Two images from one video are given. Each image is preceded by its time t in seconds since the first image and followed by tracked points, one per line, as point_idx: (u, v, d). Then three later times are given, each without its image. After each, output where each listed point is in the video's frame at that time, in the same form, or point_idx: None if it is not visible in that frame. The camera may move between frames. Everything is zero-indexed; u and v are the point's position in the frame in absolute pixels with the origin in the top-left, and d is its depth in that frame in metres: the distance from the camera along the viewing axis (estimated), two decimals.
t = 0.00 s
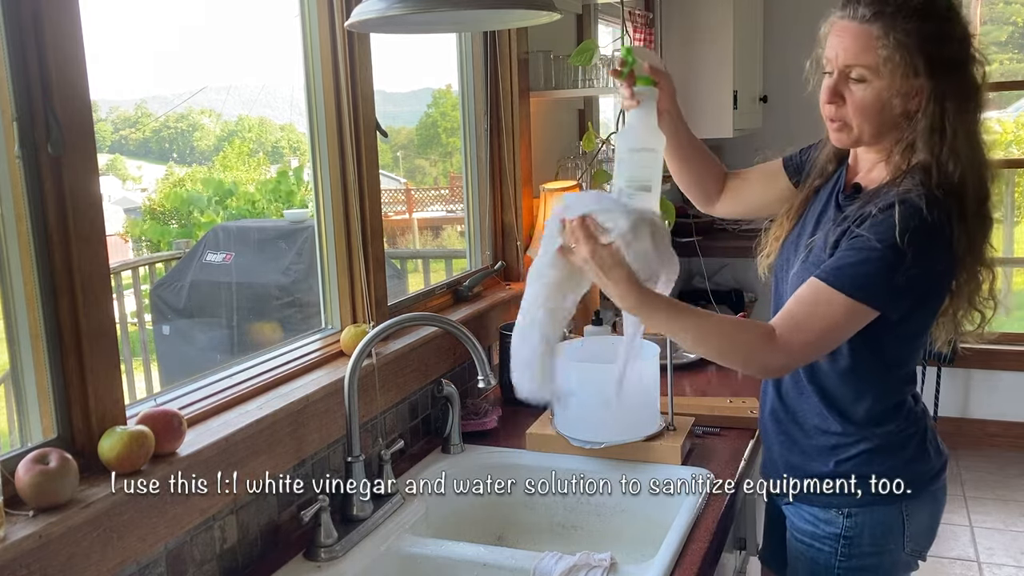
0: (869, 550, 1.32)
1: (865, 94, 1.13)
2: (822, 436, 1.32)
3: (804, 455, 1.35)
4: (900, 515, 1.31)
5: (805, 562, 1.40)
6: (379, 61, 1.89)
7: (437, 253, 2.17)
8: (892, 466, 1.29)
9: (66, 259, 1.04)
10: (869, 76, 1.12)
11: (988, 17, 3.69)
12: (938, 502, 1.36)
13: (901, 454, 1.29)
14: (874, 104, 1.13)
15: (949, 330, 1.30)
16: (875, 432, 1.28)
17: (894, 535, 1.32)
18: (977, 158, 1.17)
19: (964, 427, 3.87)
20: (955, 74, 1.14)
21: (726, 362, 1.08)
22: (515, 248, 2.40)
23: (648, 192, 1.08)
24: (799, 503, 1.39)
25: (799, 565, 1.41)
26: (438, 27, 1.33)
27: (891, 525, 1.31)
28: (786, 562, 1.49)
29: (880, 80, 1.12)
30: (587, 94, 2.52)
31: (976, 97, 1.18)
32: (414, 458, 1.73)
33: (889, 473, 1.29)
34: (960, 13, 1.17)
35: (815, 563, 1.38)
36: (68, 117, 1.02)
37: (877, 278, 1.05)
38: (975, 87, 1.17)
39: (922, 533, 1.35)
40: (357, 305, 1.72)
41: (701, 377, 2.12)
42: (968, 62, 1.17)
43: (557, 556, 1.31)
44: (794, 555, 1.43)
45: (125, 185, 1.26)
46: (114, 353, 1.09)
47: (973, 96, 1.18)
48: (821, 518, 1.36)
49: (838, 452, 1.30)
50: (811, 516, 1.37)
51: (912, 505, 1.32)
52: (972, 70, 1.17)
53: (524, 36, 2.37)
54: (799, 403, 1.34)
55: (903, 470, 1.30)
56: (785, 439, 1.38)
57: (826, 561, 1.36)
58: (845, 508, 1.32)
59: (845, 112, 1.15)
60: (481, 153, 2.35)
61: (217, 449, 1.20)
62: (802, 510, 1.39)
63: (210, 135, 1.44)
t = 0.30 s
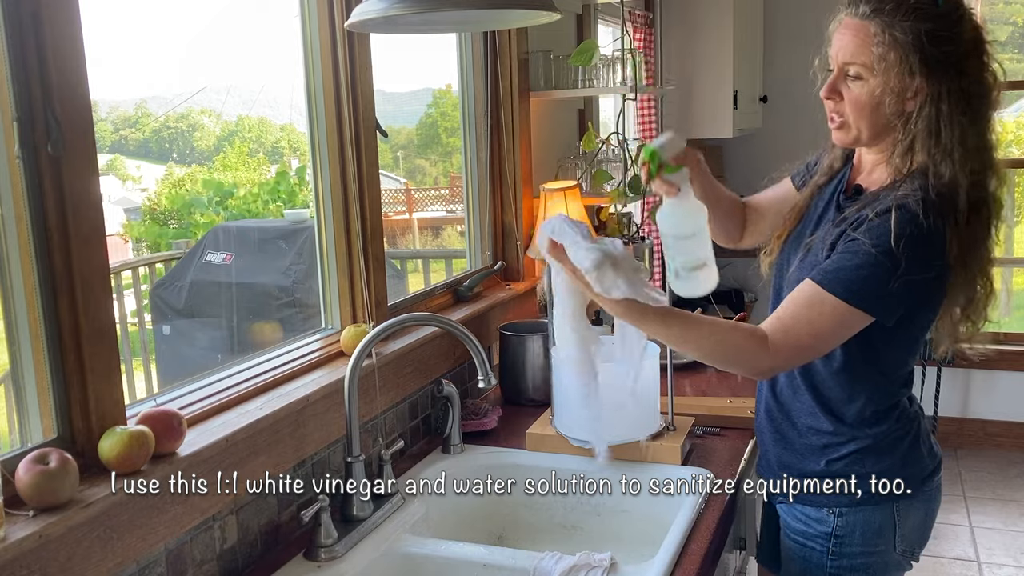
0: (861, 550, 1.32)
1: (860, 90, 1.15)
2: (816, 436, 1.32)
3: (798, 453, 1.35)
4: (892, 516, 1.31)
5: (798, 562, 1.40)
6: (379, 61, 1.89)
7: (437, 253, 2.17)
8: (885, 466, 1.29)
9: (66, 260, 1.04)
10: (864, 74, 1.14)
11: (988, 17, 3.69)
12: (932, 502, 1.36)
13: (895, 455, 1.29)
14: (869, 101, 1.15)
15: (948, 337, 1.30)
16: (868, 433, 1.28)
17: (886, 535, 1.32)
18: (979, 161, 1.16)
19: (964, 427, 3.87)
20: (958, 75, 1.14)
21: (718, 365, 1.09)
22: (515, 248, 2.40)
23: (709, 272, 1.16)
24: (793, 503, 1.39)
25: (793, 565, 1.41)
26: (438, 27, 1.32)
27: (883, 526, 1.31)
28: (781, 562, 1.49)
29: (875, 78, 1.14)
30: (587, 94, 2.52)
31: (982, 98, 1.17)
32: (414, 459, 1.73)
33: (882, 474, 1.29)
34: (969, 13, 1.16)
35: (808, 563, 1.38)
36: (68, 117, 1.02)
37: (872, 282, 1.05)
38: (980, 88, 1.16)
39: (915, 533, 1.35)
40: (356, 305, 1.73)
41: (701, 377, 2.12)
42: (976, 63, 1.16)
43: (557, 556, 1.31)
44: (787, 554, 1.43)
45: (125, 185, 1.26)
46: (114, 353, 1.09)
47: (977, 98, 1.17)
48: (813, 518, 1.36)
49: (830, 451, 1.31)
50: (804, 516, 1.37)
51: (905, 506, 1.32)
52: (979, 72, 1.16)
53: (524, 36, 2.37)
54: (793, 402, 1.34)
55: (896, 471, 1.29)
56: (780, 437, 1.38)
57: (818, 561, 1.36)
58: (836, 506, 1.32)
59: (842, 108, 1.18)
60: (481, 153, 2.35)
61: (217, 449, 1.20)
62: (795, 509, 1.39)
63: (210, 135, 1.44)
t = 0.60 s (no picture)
0: (892, 539, 1.35)
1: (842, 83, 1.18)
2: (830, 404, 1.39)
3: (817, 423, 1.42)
4: (919, 492, 1.33)
5: (837, 559, 1.43)
6: (379, 61, 1.89)
7: (437, 253, 2.17)
8: (904, 432, 1.32)
9: (66, 260, 1.04)
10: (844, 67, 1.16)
11: (988, 17, 3.69)
12: (945, 503, 1.37)
13: (915, 420, 1.32)
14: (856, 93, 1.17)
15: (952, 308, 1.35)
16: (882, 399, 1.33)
17: (919, 518, 1.34)
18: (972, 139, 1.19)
19: (964, 427, 3.87)
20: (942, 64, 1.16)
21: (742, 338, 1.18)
22: (515, 248, 2.40)
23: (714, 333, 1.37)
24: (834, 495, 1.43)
25: (832, 563, 1.44)
26: (438, 27, 1.32)
27: (911, 510, 1.33)
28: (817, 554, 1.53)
29: (858, 67, 1.16)
30: (587, 94, 2.53)
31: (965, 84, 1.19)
32: (414, 458, 1.73)
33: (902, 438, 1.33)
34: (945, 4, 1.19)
35: (846, 560, 1.41)
36: (69, 118, 1.02)
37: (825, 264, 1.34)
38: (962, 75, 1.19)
39: (944, 504, 1.37)
40: (357, 306, 1.73)
41: (700, 377, 2.12)
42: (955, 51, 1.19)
43: (557, 556, 1.31)
44: (823, 549, 1.46)
45: (125, 185, 1.26)
46: (113, 353, 1.09)
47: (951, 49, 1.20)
48: (850, 513, 1.39)
49: (841, 421, 1.39)
50: (841, 509, 1.41)
51: (931, 474, 1.34)
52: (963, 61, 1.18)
53: (524, 36, 2.37)
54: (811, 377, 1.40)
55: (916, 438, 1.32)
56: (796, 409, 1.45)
57: (857, 554, 1.39)
58: (867, 496, 1.37)
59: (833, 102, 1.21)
60: (481, 153, 2.35)
61: (218, 449, 1.20)
62: (835, 500, 1.42)
63: (209, 135, 1.44)
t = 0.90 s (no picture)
0: (892, 543, 1.38)
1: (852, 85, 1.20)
2: (832, 407, 1.39)
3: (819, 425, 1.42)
4: (919, 496, 1.35)
5: (837, 562, 1.44)
6: (380, 61, 1.89)
7: (437, 253, 2.17)
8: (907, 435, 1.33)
9: (66, 259, 1.04)
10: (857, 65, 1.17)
11: (988, 17, 3.69)
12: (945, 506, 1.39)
13: (918, 424, 1.32)
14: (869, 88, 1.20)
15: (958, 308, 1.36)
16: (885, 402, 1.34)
17: (918, 522, 1.36)
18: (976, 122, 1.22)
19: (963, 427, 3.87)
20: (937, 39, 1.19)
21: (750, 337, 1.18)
22: (515, 248, 2.40)
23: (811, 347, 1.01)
24: (833, 497, 1.45)
25: (831, 566, 1.46)
26: (439, 27, 1.32)
27: (912, 515, 1.35)
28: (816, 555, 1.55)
29: (868, 68, 1.17)
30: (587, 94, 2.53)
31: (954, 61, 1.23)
32: (414, 458, 1.73)
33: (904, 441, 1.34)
34: None
35: (846, 564, 1.43)
36: (69, 118, 1.02)
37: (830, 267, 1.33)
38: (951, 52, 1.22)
39: (944, 506, 1.38)
40: (357, 306, 1.73)
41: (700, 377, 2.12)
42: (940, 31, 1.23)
43: (557, 556, 1.31)
44: (823, 554, 1.48)
45: (125, 185, 1.26)
46: (113, 353, 1.09)
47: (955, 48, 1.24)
48: (850, 516, 1.41)
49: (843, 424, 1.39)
50: (841, 512, 1.43)
51: (931, 477, 1.35)
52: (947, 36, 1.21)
53: (524, 36, 2.38)
54: (813, 379, 1.40)
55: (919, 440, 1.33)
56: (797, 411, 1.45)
57: (857, 559, 1.41)
58: (867, 499, 1.39)
59: (845, 102, 1.22)
60: (481, 153, 2.35)
61: (217, 449, 1.20)
62: (835, 502, 1.45)
63: (209, 135, 1.44)
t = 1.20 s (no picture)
0: (894, 544, 1.38)
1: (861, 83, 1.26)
2: (836, 408, 1.39)
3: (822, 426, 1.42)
4: (921, 498, 1.35)
5: (840, 564, 1.44)
6: (379, 61, 1.89)
7: (437, 253, 2.17)
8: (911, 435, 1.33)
9: (66, 259, 1.04)
10: (868, 64, 1.24)
11: (988, 16, 3.69)
12: (946, 510, 1.38)
13: (921, 425, 1.32)
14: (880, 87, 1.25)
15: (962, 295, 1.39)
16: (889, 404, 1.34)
17: (920, 524, 1.36)
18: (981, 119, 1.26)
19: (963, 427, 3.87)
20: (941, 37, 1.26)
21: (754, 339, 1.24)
22: (515, 249, 2.40)
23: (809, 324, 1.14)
24: (834, 498, 1.45)
25: (834, 568, 1.46)
26: (438, 27, 1.32)
27: (913, 516, 1.35)
28: (819, 556, 1.55)
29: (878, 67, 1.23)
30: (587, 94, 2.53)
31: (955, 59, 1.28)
32: (414, 459, 1.73)
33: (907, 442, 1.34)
34: None
35: (848, 565, 1.43)
36: (69, 118, 1.02)
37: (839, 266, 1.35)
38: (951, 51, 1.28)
39: (946, 509, 1.38)
40: (357, 306, 1.73)
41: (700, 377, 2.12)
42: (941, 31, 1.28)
43: (557, 556, 1.31)
44: (826, 555, 1.48)
45: (125, 185, 1.26)
46: (113, 353, 1.09)
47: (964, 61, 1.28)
48: (852, 517, 1.41)
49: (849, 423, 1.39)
50: (842, 513, 1.43)
51: (933, 479, 1.35)
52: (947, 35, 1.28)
53: (524, 36, 2.38)
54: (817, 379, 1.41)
55: (922, 441, 1.34)
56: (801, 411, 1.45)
57: (859, 560, 1.41)
58: (867, 499, 1.39)
59: (856, 100, 1.28)
60: (481, 153, 2.35)
61: (218, 449, 1.20)
62: (835, 503, 1.45)
63: (210, 135, 1.44)
